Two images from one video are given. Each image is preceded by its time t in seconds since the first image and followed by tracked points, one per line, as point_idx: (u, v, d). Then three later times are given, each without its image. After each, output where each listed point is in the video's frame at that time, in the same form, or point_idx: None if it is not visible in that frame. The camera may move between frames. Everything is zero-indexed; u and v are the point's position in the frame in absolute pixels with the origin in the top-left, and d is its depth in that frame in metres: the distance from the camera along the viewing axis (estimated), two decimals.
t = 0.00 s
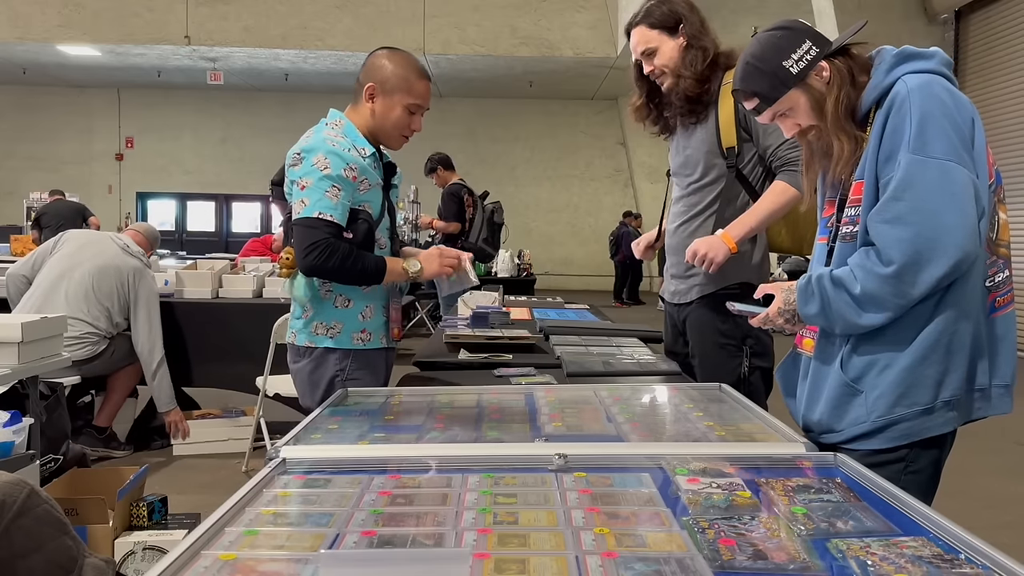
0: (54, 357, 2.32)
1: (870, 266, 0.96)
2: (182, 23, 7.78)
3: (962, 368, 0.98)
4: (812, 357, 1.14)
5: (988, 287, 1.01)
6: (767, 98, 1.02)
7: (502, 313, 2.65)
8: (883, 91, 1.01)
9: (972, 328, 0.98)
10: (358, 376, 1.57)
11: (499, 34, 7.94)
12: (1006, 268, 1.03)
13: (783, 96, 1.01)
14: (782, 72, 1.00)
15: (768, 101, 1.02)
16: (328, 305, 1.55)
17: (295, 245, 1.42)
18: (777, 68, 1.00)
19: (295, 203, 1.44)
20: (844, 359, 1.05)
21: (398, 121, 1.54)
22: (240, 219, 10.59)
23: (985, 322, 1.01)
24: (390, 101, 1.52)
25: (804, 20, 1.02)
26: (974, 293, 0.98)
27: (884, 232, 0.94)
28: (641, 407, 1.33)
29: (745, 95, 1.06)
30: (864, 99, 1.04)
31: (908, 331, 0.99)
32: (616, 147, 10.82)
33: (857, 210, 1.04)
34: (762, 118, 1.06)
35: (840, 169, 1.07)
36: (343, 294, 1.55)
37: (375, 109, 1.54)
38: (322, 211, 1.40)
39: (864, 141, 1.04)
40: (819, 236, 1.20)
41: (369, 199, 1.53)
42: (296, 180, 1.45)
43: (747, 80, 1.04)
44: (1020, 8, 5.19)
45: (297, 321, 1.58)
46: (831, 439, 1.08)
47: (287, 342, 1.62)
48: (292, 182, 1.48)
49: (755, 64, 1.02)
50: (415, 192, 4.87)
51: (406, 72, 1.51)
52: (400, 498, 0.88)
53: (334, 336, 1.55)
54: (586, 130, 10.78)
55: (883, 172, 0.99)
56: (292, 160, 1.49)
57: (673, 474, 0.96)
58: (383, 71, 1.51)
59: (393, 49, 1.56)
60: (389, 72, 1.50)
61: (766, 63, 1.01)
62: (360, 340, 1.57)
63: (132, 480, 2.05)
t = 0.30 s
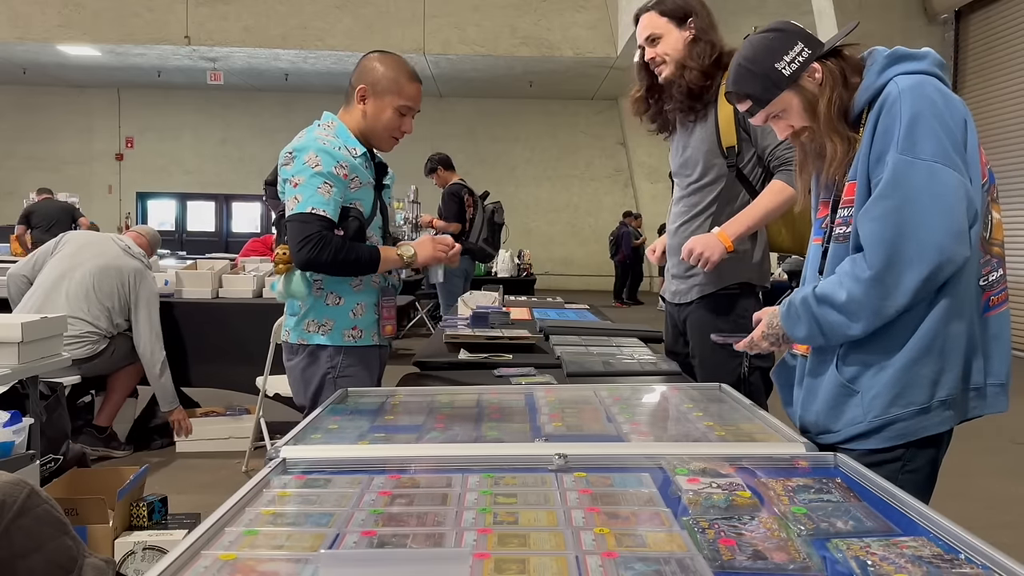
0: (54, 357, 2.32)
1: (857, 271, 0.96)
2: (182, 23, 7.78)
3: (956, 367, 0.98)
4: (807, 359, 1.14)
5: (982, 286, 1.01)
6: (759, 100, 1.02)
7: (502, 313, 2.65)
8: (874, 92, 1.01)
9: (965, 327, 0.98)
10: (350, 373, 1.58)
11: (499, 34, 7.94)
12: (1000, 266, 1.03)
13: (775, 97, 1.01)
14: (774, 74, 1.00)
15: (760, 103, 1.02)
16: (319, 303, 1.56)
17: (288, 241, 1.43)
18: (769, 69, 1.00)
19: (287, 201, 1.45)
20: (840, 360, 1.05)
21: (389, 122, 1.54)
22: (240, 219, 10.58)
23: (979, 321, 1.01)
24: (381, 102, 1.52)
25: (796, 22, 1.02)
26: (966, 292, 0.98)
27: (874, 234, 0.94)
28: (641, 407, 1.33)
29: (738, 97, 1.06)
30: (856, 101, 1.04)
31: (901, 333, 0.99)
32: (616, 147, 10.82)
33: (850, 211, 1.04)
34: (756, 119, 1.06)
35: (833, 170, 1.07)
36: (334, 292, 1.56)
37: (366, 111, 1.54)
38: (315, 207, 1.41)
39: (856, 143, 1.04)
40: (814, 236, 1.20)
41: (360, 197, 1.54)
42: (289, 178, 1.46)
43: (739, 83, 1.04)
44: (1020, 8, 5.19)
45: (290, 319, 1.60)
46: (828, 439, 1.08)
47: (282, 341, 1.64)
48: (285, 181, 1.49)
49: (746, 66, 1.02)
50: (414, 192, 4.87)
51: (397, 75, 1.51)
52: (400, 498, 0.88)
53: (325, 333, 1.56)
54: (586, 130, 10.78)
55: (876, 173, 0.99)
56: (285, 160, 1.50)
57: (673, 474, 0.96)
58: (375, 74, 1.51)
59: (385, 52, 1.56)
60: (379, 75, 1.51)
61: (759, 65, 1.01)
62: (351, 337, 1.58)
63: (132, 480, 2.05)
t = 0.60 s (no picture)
0: (54, 357, 2.32)
1: (847, 274, 0.96)
2: (182, 23, 7.77)
3: (950, 367, 0.98)
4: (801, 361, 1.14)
5: (975, 285, 1.01)
6: (752, 102, 1.03)
7: (502, 313, 2.65)
8: (865, 95, 1.01)
9: (958, 326, 0.98)
10: (346, 371, 1.57)
11: (499, 34, 7.94)
12: (994, 265, 1.03)
13: (768, 99, 1.02)
14: (767, 76, 1.00)
15: (754, 105, 1.02)
16: (312, 301, 1.56)
17: (280, 237, 1.43)
18: (762, 71, 1.00)
19: (279, 198, 1.46)
20: (832, 361, 1.05)
21: (380, 125, 1.54)
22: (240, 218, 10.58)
23: (971, 320, 1.01)
24: (374, 106, 1.52)
25: (789, 24, 1.02)
26: (957, 292, 0.98)
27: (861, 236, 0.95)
28: (641, 407, 1.33)
29: (730, 100, 1.06)
30: (848, 102, 1.04)
31: (893, 334, 0.99)
32: (616, 147, 10.82)
33: (842, 214, 1.05)
34: (748, 121, 1.06)
35: (825, 171, 1.07)
36: (326, 290, 1.57)
37: (359, 112, 1.54)
38: (306, 202, 1.42)
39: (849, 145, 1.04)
40: (809, 238, 1.20)
41: (352, 196, 1.55)
42: (281, 176, 1.47)
43: (730, 85, 1.04)
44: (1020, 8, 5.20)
45: (285, 319, 1.61)
46: (823, 439, 1.08)
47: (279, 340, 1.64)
48: (277, 179, 1.50)
49: (739, 68, 1.03)
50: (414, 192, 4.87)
51: (392, 80, 1.51)
52: (400, 499, 0.88)
53: (319, 330, 1.56)
54: (586, 129, 10.78)
55: (865, 175, 0.99)
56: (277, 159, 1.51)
57: (673, 474, 0.96)
58: (370, 78, 1.51)
59: (381, 55, 1.56)
60: (375, 79, 1.51)
61: (751, 67, 1.01)
62: (345, 334, 1.58)
63: (132, 480, 2.05)
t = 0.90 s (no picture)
0: (54, 357, 2.32)
1: (840, 274, 0.96)
2: (182, 23, 7.77)
3: (943, 366, 0.98)
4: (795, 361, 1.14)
5: (969, 285, 1.01)
6: (746, 103, 1.02)
7: (502, 313, 2.65)
8: (858, 95, 1.01)
9: (951, 325, 0.98)
10: (338, 369, 1.57)
11: (499, 34, 7.94)
12: (987, 265, 1.03)
13: (762, 100, 1.02)
14: (761, 77, 1.00)
15: (748, 106, 1.02)
16: (304, 300, 1.57)
17: (277, 234, 1.43)
18: (755, 72, 1.00)
19: (276, 196, 1.46)
20: (826, 361, 1.05)
21: (378, 126, 1.54)
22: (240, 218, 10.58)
23: (965, 319, 1.01)
24: (373, 107, 1.53)
25: (782, 25, 1.02)
26: (950, 292, 0.98)
27: (852, 237, 0.95)
28: (641, 407, 1.33)
29: (724, 101, 1.06)
30: (841, 103, 1.04)
31: (886, 334, 0.99)
32: (616, 147, 10.82)
33: (835, 214, 1.05)
34: (743, 122, 1.06)
35: (819, 171, 1.07)
36: (317, 289, 1.57)
37: (356, 114, 1.54)
38: (303, 200, 1.42)
39: (842, 144, 1.04)
40: (803, 237, 1.20)
41: (346, 196, 1.55)
42: (277, 175, 1.47)
43: (724, 86, 1.04)
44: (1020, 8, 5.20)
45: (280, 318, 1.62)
46: (817, 439, 1.08)
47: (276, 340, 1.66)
48: (272, 179, 1.50)
49: (733, 69, 1.02)
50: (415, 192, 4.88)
51: (388, 82, 1.52)
52: (400, 498, 0.88)
53: (310, 329, 1.56)
54: (586, 129, 10.78)
55: (858, 176, 0.99)
56: (274, 159, 1.51)
57: (674, 474, 0.96)
58: (367, 79, 1.52)
59: (378, 57, 1.57)
60: (371, 81, 1.51)
61: (745, 68, 1.01)
62: (336, 333, 1.58)
63: (132, 480, 2.05)
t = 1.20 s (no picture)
0: (53, 357, 2.32)
1: (839, 274, 0.96)
2: (182, 23, 7.77)
3: (942, 365, 0.98)
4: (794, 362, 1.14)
5: (967, 285, 1.01)
6: (744, 103, 1.03)
7: (502, 313, 2.65)
8: (856, 95, 1.01)
9: (950, 325, 0.98)
10: (342, 370, 1.58)
11: (499, 34, 7.93)
12: (985, 265, 1.03)
13: (760, 100, 1.02)
14: (758, 77, 1.00)
15: (746, 106, 1.03)
16: (307, 300, 1.57)
17: (278, 233, 1.43)
18: (753, 72, 1.00)
19: (278, 194, 1.46)
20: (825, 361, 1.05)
21: (382, 131, 1.54)
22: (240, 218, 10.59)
23: (963, 319, 1.01)
24: (379, 112, 1.52)
25: (779, 26, 1.02)
26: (949, 291, 0.98)
27: (849, 237, 0.95)
28: (642, 406, 1.33)
29: (723, 102, 1.06)
30: (839, 102, 1.04)
31: (885, 333, 0.99)
32: (616, 147, 10.82)
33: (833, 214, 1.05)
34: (742, 122, 1.07)
35: (818, 171, 1.07)
36: (321, 289, 1.57)
37: (361, 117, 1.54)
38: (304, 200, 1.42)
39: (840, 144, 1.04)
40: (802, 237, 1.20)
41: (347, 196, 1.55)
42: (280, 175, 1.47)
43: (722, 87, 1.04)
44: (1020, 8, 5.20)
45: (284, 319, 1.62)
46: (816, 439, 1.08)
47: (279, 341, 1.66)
48: (274, 178, 1.51)
49: (730, 70, 1.03)
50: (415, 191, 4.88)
51: (394, 87, 1.51)
52: (400, 498, 0.88)
53: (314, 330, 1.57)
54: (586, 129, 10.78)
55: (856, 175, 0.99)
56: (276, 158, 1.51)
57: (673, 474, 0.96)
58: (374, 86, 1.51)
59: (386, 60, 1.56)
60: (377, 86, 1.50)
61: (743, 68, 1.01)
62: (340, 334, 1.58)
63: (132, 480, 2.05)
